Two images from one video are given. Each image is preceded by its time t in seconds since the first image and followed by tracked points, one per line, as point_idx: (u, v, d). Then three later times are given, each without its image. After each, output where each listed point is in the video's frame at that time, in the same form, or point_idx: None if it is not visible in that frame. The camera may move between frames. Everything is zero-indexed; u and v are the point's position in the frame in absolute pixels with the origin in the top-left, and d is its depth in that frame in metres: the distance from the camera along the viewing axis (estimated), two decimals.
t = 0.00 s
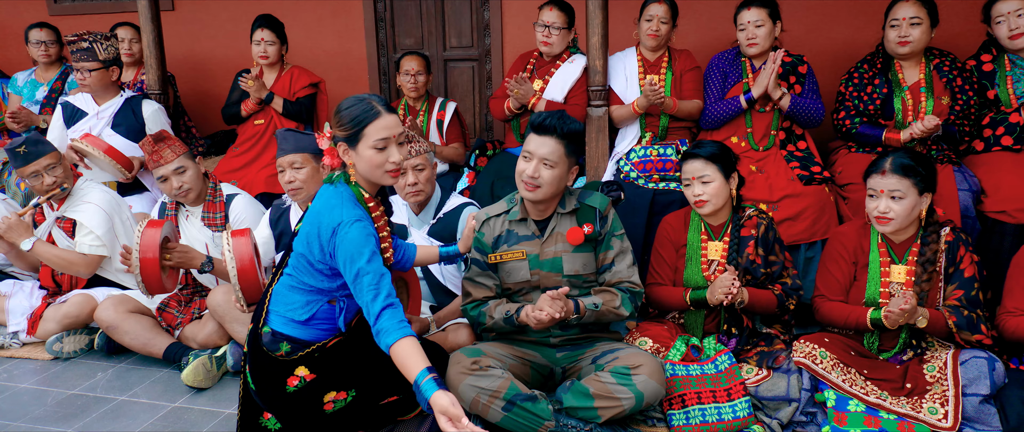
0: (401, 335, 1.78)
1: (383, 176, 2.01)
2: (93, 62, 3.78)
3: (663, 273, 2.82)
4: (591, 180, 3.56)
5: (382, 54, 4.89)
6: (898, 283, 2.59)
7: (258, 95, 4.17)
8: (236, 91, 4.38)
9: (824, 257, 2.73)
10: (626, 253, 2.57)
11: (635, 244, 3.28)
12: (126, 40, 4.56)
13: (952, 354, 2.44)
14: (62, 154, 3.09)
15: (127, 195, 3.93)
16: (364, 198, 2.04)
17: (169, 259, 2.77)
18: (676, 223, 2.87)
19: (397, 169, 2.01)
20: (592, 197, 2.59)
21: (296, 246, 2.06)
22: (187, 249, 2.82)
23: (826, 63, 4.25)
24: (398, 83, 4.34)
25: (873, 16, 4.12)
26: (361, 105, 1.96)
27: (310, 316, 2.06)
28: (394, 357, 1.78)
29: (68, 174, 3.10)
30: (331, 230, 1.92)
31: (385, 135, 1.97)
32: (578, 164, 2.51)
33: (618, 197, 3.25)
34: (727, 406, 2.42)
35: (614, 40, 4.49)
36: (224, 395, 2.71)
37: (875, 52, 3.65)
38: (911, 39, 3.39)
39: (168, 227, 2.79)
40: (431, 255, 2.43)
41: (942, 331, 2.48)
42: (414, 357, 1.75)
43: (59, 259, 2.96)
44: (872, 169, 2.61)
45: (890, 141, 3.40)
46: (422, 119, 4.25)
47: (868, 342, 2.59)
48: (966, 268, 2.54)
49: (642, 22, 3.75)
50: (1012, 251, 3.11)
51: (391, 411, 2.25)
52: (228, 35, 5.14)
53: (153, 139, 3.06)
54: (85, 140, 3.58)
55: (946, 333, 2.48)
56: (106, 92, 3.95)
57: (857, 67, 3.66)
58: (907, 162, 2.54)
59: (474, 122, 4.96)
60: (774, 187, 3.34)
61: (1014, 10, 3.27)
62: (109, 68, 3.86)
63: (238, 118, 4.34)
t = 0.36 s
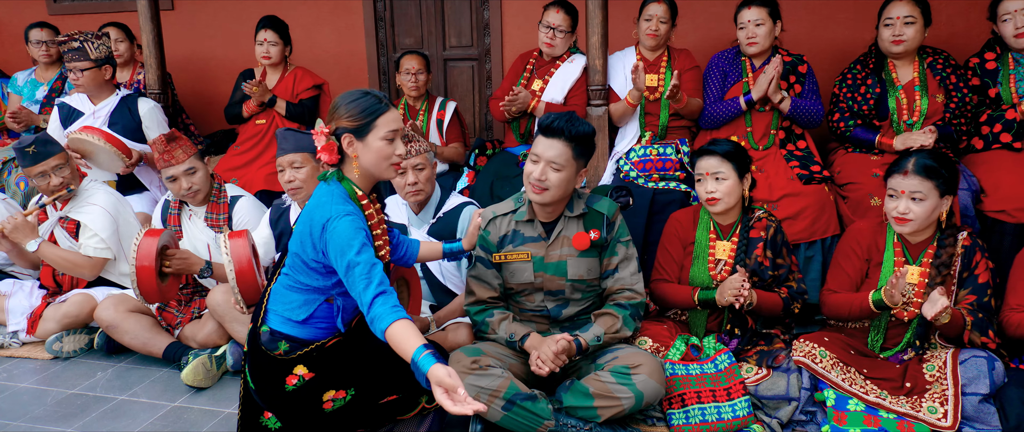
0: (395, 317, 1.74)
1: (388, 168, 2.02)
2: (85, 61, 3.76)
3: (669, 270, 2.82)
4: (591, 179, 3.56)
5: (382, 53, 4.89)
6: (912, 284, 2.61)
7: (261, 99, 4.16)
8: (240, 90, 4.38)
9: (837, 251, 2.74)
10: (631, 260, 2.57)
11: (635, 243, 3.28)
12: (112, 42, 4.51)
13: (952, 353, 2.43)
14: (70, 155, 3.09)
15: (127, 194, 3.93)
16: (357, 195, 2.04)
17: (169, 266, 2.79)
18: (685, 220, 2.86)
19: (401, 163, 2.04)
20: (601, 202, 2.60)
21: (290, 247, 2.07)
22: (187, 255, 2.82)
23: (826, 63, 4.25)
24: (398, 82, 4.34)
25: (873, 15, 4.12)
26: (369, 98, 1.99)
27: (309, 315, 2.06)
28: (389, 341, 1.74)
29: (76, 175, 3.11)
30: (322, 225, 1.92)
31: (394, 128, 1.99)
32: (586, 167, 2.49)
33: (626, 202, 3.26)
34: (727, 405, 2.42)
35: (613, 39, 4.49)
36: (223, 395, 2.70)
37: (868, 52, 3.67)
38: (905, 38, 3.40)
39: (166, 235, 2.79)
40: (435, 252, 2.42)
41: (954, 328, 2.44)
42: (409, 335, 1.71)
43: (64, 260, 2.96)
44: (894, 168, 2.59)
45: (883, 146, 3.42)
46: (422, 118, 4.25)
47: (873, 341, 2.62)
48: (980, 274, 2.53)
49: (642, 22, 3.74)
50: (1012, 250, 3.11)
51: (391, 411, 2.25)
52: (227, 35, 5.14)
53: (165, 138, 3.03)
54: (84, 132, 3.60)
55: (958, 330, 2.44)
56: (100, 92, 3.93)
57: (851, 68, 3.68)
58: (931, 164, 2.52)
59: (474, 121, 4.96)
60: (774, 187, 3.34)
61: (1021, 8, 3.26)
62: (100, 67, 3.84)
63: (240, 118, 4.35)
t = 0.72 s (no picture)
0: (387, 319, 1.75)
1: (389, 165, 2.05)
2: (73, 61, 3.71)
3: (678, 265, 2.82)
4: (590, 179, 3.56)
5: (382, 53, 4.89)
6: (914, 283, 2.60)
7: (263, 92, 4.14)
8: (238, 89, 4.35)
9: (841, 253, 2.73)
10: (632, 264, 2.54)
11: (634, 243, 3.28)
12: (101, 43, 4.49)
13: (951, 353, 2.43)
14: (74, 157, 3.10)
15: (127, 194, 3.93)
16: (352, 194, 2.03)
17: (174, 264, 2.78)
18: (698, 216, 2.87)
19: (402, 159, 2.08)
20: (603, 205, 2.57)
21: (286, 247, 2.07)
22: (191, 254, 2.82)
23: (826, 62, 4.25)
24: (398, 81, 4.34)
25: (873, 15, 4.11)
26: (373, 93, 2.01)
27: (306, 316, 2.06)
28: (383, 341, 1.74)
29: (78, 177, 3.11)
30: (315, 227, 1.92)
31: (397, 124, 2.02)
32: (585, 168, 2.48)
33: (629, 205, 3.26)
34: (727, 405, 2.42)
35: (613, 38, 4.49)
36: (223, 394, 2.70)
37: (855, 53, 3.70)
38: (890, 38, 3.43)
39: (174, 232, 2.80)
40: (434, 253, 2.41)
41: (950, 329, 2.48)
42: (403, 332, 1.72)
43: (66, 261, 2.96)
44: (900, 169, 2.59)
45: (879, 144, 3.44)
46: (421, 118, 4.25)
47: (872, 341, 2.61)
48: (982, 276, 2.53)
49: (641, 21, 3.74)
50: (1012, 249, 3.11)
51: (391, 411, 2.23)
52: (227, 34, 5.14)
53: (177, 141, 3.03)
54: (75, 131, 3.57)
55: (955, 330, 2.48)
56: (92, 91, 3.93)
57: (839, 69, 3.71)
58: (938, 164, 2.52)
59: (473, 121, 4.96)
60: (774, 186, 3.34)
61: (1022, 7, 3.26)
62: (89, 65, 3.80)
63: (238, 117, 4.32)
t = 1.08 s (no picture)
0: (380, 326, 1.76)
1: (392, 166, 2.07)
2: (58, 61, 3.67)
3: (680, 264, 2.82)
4: (590, 179, 3.56)
5: (381, 53, 4.89)
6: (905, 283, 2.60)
7: (252, 91, 4.15)
8: (230, 91, 4.35)
9: (833, 250, 2.75)
10: (629, 261, 2.57)
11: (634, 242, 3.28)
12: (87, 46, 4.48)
13: (951, 352, 2.42)
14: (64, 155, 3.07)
15: (127, 194, 3.93)
16: (350, 196, 2.03)
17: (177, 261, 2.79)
18: (701, 215, 2.87)
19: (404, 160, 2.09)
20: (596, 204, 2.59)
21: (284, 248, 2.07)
22: (195, 252, 2.83)
23: (825, 62, 4.25)
24: (397, 81, 4.34)
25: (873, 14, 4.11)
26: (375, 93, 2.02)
27: (304, 317, 2.06)
28: (378, 345, 1.73)
29: (71, 176, 3.09)
30: (312, 231, 1.92)
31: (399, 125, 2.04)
32: (575, 170, 2.50)
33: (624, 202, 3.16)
34: (727, 404, 2.42)
35: (613, 38, 4.49)
36: (223, 394, 2.70)
37: (850, 54, 3.70)
38: (882, 38, 3.43)
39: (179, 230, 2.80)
40: (431, 256, 2.43)
41: (946, 323, 2.48)
42: (397, 329, 1.72)
43: (60, 259, 2.96)
44: (884, 167, 2.62)
45: (875, 142, 3.44)
46: (421, 118, 4.25)
47: (869, 341, 2.61)
48: (973, 272, 2.54)
49: (641, 21, 3.74)
50: (1011, 248, 3.11)
51: (390, 410, 2.23)
52: (226, 34, 5.13)
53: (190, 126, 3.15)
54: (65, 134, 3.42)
55: (951, 326, 2.48)
56: (82, 90, 3.88)
57: (834, 71, 3.72)
58: (922, 161, 2.54)
59: (473, 120, 4.96)
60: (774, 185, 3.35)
61: (1019, 6, 3.26)
62: (76, 64, 3.75)
63: (234, 119, 4.31)
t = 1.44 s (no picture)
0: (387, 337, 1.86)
1: (396, 168, 2.08)
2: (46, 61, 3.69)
3: (675, 265, 2.82)
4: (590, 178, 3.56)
5: (381, 52, 4.88)
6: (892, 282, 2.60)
7: (246, 97, 4.15)
8: (222, 95, 4.34)
9: (819, 259, 2.74)
10: (620, 254, 2.57)
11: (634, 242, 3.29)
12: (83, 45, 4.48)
13: (951, 351, 2.43)
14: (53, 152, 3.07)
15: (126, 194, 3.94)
16: (356, 199, 2.04)
17: (173, 266, 2.78)
18: (695, 216, 2.87)
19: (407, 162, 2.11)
20: (580, 198, 2.61)
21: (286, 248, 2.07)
22: (191, 256, 2.82)
23: (825, 61, 4.25)
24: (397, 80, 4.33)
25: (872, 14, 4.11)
26: (379, 94, 2.02)
27: (304, 318, 2.06)
28: (389, 346, 1.84)
29: (60, 171, 3.09)
30: (318, 236, 1.91)
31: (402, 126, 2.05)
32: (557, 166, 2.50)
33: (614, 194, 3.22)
34: (726, 404, 2.42)
35: (612, 37, 4.49)
36: (223, 393, 2.70)
37: (857, 52, 3.69)
38: (890, 37, 3.42)
39: (171, 236, 2.79)
40: (425, 258, 2.43)
41: (935, 323, 2.48)
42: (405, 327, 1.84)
43: (51, 255, 2.94)
44: (859, 169, 2.62)
45: (874, 141, 3.44)
46: (420, 117, 4.25)
47: (866, 340, 2.60)
48: (958, 264, 2.53)
49: (641, 21, 3.74)
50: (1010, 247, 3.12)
51: (389, 410, 2.24)
52: (226, 33, 5.13)
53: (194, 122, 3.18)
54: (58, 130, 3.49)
55: (943, 325, 2.47)
56: (72, 89, 3.91)
57: (840, 68, 3.71)
58: (895, 160, 2.55)
59: (473, 120, 4.96)
60: (773, 184, 3.36)
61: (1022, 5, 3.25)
62: (63, 63, 3.76)
63: (228, 122, 4.30)
